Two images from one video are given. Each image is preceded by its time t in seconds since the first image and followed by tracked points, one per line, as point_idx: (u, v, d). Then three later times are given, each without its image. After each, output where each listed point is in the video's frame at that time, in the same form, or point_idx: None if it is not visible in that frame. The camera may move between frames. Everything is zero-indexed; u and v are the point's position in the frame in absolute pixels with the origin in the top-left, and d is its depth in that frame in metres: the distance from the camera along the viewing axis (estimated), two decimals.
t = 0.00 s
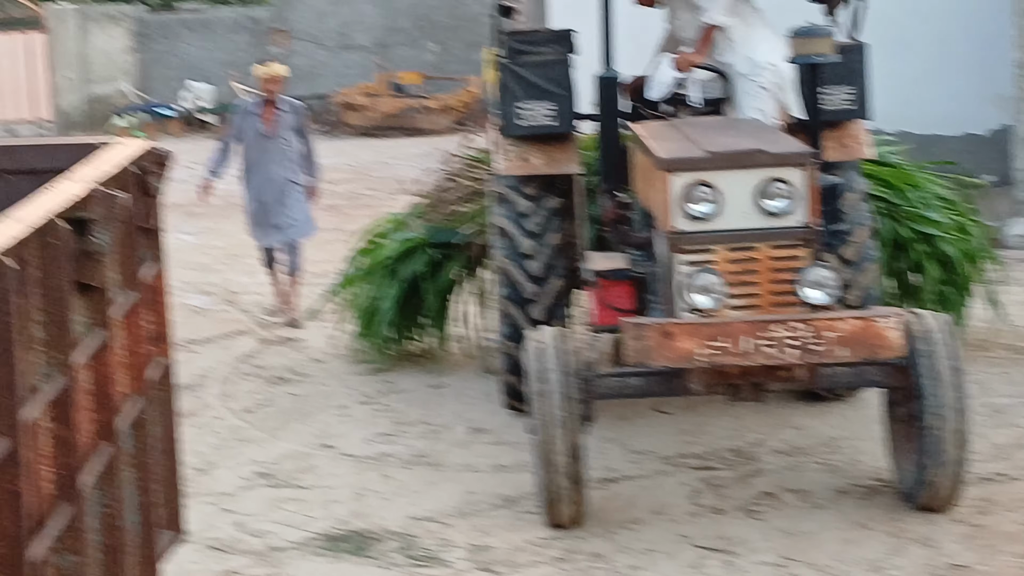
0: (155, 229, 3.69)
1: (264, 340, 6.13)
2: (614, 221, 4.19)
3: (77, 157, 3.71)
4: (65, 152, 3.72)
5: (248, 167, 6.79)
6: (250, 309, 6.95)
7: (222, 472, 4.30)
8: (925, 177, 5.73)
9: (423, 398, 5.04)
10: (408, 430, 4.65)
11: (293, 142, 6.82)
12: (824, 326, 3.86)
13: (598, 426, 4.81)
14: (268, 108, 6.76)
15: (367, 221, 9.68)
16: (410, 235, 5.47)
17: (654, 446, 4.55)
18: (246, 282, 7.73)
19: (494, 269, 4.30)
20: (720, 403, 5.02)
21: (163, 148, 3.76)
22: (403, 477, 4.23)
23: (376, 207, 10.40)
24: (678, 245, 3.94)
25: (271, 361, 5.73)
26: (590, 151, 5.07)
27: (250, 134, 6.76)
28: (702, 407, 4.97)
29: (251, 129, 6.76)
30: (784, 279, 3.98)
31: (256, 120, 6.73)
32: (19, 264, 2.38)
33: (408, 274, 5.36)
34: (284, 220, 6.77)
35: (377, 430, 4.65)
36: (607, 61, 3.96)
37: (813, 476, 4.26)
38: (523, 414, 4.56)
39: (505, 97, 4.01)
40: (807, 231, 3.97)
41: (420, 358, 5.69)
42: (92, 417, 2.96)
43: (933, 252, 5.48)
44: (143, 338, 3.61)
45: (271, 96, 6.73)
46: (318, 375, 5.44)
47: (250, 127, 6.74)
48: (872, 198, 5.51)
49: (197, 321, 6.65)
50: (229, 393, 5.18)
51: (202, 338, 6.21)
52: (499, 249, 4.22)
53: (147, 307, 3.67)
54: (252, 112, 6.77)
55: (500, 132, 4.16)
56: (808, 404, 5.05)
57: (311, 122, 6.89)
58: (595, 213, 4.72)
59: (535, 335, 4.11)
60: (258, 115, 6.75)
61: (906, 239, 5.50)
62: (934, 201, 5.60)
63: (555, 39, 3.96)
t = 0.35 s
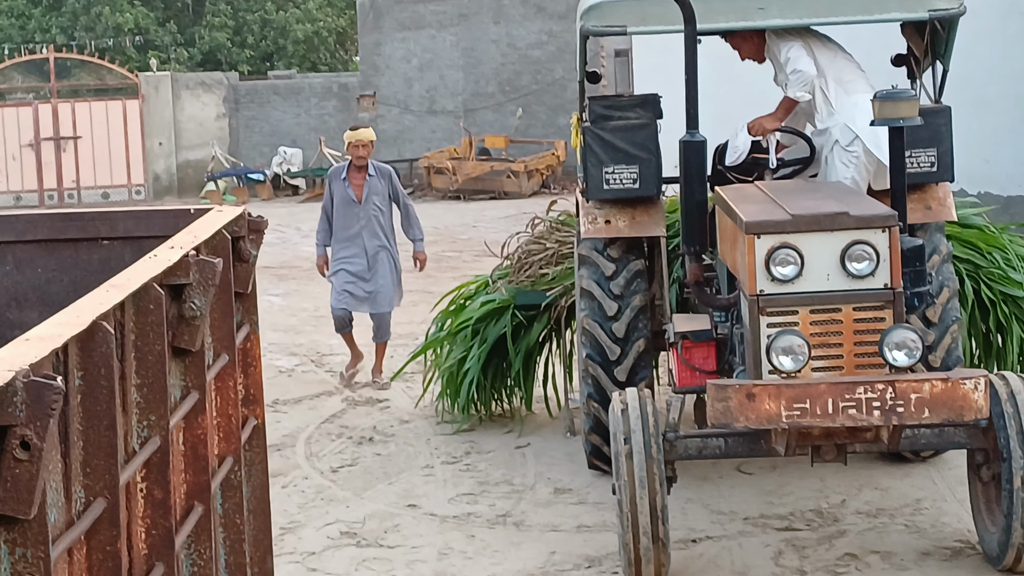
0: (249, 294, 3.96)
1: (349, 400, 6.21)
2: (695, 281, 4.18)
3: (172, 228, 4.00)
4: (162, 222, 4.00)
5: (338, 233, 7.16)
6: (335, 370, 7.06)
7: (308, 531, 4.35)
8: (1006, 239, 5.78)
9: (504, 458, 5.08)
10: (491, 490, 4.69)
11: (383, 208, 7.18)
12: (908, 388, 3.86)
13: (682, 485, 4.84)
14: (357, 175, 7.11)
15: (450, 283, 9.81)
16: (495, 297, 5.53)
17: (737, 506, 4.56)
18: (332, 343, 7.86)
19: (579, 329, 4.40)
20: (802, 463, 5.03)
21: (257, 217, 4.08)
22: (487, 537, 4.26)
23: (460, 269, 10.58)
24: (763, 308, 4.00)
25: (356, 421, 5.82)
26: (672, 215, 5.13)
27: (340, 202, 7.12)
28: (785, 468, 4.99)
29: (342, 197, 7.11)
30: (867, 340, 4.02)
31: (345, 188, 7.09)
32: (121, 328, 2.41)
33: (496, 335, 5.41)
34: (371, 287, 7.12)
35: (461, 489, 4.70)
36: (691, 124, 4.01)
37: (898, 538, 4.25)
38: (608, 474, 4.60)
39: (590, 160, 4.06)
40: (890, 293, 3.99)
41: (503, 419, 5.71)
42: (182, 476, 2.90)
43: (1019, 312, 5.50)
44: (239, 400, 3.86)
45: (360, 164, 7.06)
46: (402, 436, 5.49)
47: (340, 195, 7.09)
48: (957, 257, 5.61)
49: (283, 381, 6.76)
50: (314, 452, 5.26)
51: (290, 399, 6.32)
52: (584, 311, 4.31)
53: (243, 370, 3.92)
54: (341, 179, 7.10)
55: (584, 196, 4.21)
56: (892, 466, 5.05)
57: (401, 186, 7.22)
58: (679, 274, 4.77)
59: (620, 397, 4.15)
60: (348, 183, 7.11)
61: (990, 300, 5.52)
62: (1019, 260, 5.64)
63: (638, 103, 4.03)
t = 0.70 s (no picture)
0: (257, 308, 4.05)
1: (353, 413, 6.24)
2: (701, 301, 4.16)
3: (180, 242, 4.09)
4: (170, 237, 4.09)
5: (332, 250, 7.09)
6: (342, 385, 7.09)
7: (312, 545, 4.37)
8: (1006, 261, 5.88)
9: (508, 474, 5.12)
10: (495, 505, 4.72)
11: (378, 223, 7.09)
12: (908, 407, 3.90)
13: (686, 501, 4.88)
14: (349, 191, 7.04)
15: (456, 299, 9.86)
16: (500, 312, 5.56)
17: (739, 523, 4.61)
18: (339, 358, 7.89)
19: (585, 346, 4.44)
20: (804, 480, 5.09)
21: (266, 231, 4.12)
22: (491, 551, 4.28)
23: (465, 285, 10.62)
24: (767, 326, 4.05)
25: (361, 435, 5.86)
26: (679, 234, 5.17)
27: (332, 219, 7.05)
28: (787, 485, 5.05)
29: (335, 213, 7.05)
30: (870, 359, 4.06)
31: (337, 205, 7.03)
32: (130, 341, 2.51)
33: (501, 351, 5.45)
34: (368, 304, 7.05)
35: (464, 504, 4.73)
36: (697, 143, 4.06)
37: (896, 555, 4.30)
38: (612, 491, 4.63)
39: (596, 179, 4.10)
40: (892, 313, 4.03)
41: (508, 434, 5.79)
42: (191, 491, 3.04)
43: (1017, 333, 5.60)
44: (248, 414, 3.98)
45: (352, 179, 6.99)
46: (406, 451, 5.52)
47: (333, 211, 7.03)
48: (957, 279, 5.70)
49: (288, 395, 6.80)
50: (320, 466, 5.30)
51: (294, 413, 6.36)
52: (589, 328, 4.36)
53: (250, 385, 4.04)
54: (333, 196, 7.03)
55: (591, 214, 4.25)
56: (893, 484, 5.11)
57: (397, 197, 7.13)
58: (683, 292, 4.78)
59: (625, 415, 4.19)
60: (341, 199, 7.04)
61: (989, 320, 5.62)
62: (1018, 282, 5.72)
63: (645, 122, 4.08)
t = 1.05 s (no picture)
0: (257, 307, 4.06)
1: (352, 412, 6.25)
2: (698, 300, 4.13)
3: (180, 241, 4.10)
4: (169, 236, 4.10)
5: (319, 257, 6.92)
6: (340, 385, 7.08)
7: (311, 544, 4.38)
8: (1005, 258, 5.86)
9: (507, 472, 5.12)
10: (494, 504, 4.72)
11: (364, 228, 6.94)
12: (908, 405, 3.89)
13: (685, 500, 4.87)
14: (339, 196, 6.86)
15: (453, 298, 9.85)
16: (499, 311, 5.59)
17: (738, 521, 4.60)
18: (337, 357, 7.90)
19: (583, 345, 4.45)
20: (804, 479, 5.08)
21: (264, 231, 4.12)
22: (490, 550, 4.28)
23: (463, 284, 10.60)
24: (765, 324, 4.04)
25: (360, 434, 5.87)
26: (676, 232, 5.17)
27: (320, 224, 6.86)
28: (785, 484, 5.04)
29: (322, 218, 6.86)
30: (868, 357, 4.06)
31: (327, 210, 6.85)
32: (130, 340, 2.49)
33: (499, 350, 5.47)
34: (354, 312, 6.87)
35: (463, 503, 4.74)
36: (694, 142, 4.06)
37: (896, 553, 4.29)
38: (609, 489, 4.63)
39: (594, 178, 4.08)
40: (891, 311, 4.03)
41: (504, 432, 5.78)
42: (191, 490, 3.05)
43: (1016, 331, 5.59)
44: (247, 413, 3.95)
45: (343, 183, 6.82)
46: (404, 450, 5.53)
47: (321, 217, 6.84)
48: (956, 278, 5.68)
49: (285, 394, 6.80)
50: (319, 464, 5.32)
51: (292, 412, 6.38)
52: (587, 327, 4.35)
53: (250, 384, 4.01)
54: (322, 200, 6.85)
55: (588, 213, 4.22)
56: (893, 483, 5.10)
57: (385, 204, 6.99)
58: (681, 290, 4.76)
59: (622, 413, 4.18)
60: (329, 204, 6.86)
61: (989, 318, 5.61)
62: (1017, 280, 5.71)
63: (642, 121, 4.09)
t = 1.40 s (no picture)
0: (224, 307, 3.61)
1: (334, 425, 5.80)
2: (722, 298, 3.67)
3: (138, 233, 3.64)
4: (126, 228, 3.66)
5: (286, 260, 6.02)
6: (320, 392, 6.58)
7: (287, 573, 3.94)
8: None
9: (506, 491, 4.69)
10: (492, 527, 4.29)
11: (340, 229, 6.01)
12: (959, 416, 3.44)
13: (707, 523, 4.43)
14: (309, 190, 5.97)
15: (447, 295, 9.37)
16: (497, 310, 5.14)
17: (768, 547, 4.14)
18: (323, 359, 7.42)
19: (592, 348, 4.02)
20: (841, 498, 4.62)
21: (234, 220, 3.65)
22: None
23: (459, 280, 10.10)
24: (797, 325, 3.60)
25: (343, 449, 5.45)
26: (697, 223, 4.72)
27: (288, 221, 5.98)
28: (821, 505, 4.59)
29: (290, 215, 5.97)
30: (914, 362, 3.60)
31: (294, 204, 5.96)
32: (81, 344, 2.38)
33: (497, 353, 5.03)
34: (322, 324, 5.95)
35: (457, 525, 4.31)
36: (718, 120, 3.61)
37: None
38: (621, 510, 4.22)
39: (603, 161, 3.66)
40: (940, 309, 3.57)
41: (506, 446, 5.35)
42: (151, 509, 2.93)
43: None
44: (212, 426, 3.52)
45: (314, 174, 5.96)
46: (392, 466, 5.11)
47: (288, 212, 5.96)
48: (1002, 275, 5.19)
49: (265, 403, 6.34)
50: (294, 484, 4.92)
51: (265, 424, 5.94)
52: (597, 328, 3.94)
53: (216, 394, 3.58)
54: (290, 193, 5.97)
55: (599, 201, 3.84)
56: (941, 503, 4.64)
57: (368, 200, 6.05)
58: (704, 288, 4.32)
59: (637, 425, 3.73)
60: (299, 198, 5.97)
61: None
62: None
63: (660, 95, 3.64)
